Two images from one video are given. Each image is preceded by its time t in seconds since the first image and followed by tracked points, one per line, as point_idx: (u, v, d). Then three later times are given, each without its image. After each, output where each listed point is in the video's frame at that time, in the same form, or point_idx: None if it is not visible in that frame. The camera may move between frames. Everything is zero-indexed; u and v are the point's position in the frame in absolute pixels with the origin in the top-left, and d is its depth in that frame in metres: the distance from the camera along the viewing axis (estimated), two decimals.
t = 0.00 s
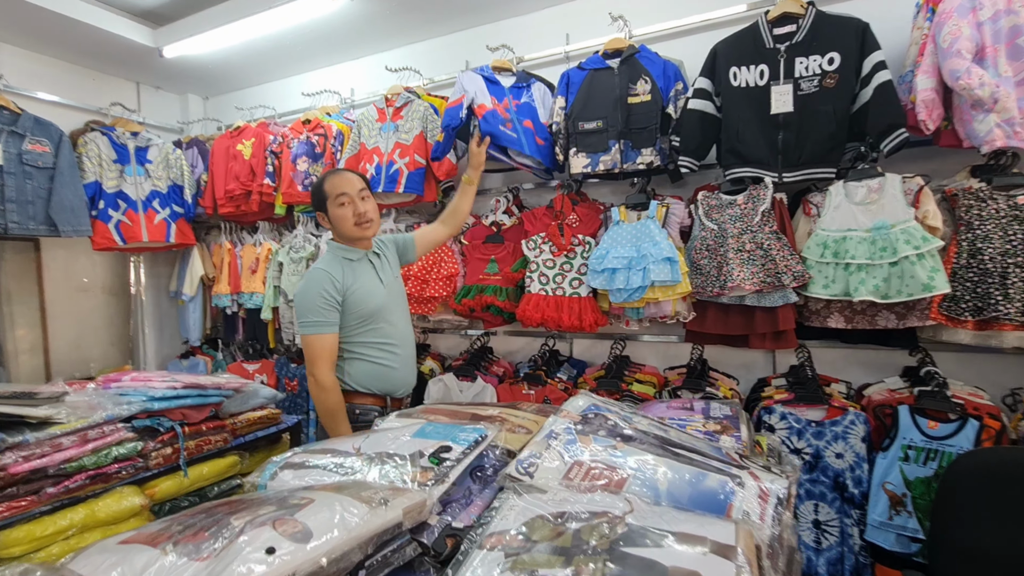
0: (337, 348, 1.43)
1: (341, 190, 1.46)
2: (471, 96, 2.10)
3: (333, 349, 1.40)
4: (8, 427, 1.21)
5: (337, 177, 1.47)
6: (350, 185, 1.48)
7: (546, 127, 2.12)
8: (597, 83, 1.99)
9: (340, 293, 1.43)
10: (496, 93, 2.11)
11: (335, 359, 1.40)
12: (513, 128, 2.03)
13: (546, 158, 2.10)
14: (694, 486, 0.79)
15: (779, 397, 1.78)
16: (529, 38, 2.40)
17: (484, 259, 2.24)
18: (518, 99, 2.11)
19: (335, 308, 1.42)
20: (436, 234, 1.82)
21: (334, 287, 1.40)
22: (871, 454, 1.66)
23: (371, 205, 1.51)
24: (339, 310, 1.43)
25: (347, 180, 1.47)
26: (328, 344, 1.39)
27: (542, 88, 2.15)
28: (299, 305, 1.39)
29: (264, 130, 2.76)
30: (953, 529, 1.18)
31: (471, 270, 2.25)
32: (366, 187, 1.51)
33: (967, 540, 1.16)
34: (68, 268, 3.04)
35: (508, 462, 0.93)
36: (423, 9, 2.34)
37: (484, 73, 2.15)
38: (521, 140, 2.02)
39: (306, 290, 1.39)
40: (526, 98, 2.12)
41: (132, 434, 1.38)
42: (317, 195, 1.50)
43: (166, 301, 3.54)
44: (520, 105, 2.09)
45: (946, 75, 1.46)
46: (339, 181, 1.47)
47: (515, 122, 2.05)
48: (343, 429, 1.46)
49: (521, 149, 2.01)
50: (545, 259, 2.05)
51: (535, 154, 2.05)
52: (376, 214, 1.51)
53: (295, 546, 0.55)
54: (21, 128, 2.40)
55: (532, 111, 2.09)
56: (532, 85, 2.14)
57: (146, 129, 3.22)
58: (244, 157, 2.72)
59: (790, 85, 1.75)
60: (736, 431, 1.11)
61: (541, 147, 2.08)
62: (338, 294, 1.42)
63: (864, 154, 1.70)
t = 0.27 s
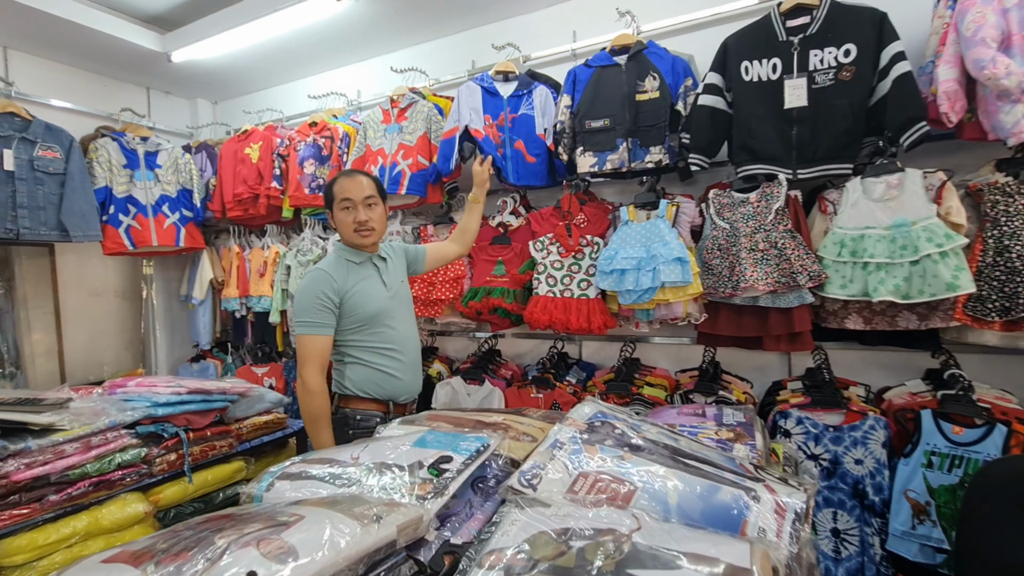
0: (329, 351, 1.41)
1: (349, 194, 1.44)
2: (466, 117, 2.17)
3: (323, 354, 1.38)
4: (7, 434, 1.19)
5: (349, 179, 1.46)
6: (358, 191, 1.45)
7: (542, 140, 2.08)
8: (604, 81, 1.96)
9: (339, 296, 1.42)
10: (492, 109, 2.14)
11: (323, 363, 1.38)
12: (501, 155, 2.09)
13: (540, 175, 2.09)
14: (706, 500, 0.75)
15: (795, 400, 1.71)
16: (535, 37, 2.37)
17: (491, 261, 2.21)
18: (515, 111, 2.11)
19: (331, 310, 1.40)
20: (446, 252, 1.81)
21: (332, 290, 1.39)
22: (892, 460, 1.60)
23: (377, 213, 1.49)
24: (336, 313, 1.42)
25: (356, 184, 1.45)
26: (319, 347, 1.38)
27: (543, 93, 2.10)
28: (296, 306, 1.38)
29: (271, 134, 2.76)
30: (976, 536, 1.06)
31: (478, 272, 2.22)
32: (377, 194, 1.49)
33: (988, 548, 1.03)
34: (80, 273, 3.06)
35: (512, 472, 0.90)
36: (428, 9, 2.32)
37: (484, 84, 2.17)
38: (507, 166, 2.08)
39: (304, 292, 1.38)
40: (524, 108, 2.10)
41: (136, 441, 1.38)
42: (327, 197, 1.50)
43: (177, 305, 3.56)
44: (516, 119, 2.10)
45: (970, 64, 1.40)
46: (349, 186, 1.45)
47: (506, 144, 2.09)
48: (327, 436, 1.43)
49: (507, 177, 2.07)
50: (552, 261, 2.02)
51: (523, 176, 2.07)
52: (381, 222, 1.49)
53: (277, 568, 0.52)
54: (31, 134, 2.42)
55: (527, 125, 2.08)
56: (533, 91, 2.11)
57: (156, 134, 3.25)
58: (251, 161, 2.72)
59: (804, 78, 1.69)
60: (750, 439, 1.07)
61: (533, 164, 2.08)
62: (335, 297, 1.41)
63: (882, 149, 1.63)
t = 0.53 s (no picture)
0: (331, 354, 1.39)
1: (349, 192, 1.41)
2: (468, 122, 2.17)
3: (327, 355, 1.35)
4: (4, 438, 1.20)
5: (348, 177, 1.43)
6: (358, 188, 1.43)
7: (545, 141, 2.04)
8: (609, 77, 1.91)
9: (339, 297, 1.39)
10: (494, 111, 2.12)
11: (328, 365, 1.35)
12: (502, 158, 2.07)
13: (542, 176, 2.04)
14: (709, 515, 0.70)
15: (807, 405, 1.67)
16: (540, 34, 2.33)
17: (496, 262, 2.18)
18: (519, 112, 2.08)
19: (331, 312, 1.38)
20: (448, 256, 1.78)
21: (332, 291, 1.36)
22: (910, 468, 1.54)
23: (378, 211, 1.46)
24: (336, 314, 1.39)
25: (356, 182, 1.42)
26: (321, 349, 1.35)
27: (546, 92, 2.04)
28: (296, 306, 1.36)
29: (276, 135, 2.75)
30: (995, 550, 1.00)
31: (481, 273, 2.19)
32: (377, 192, 1.46)
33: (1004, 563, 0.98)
34: (90, 275, 3.08)
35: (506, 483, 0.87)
36: (431, 8, 2.29)
37: (487, 86, 2.15)
38: (510, 169, 2.06)
39: (303, 293, 1.36)
40: (528, 109, 2.07)
41: (133, 445, 1.38)
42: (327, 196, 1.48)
43: (185, 306, 3.59)
44: (520, 120, 2.07)
45: (992, 54, 1.33)
46: (348, 184, 1.42)
47: (508, 147, 2.07)
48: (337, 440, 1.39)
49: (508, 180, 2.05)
50: (557, 262, 1.98)
51: (524, 179, 2.03)
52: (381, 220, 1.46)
53: None
54: (39, 137, 2.44)
55: (529, 126, 2.05)
56: (536, 90, 2.06)
57: (164, 137, 3.27)
58: (257, 163, 2.72)
59: (816, 72, 1.63)
60: (759, 448, 1.02)
61: (535, 167, 2.04)
62: (336, 298, 1.38)
63: (899, 143, 1.57)
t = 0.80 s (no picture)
0: (320, 356, 1.35)
1: (335, 187, 1.38)
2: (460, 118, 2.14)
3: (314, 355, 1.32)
4: None
5: (333, 173, 1.41)
6: (343, 183, 1.40)
7: (537, 134, 1.99)
8: (605, 71, 1.87)
9: (325, 297, 1.35)
10: (487, 105, 2.08)
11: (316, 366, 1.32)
12: (491, 150, 2.02)
13: (534, 170, 1.99)
14: (695, 529, 0.66)
15: (810, 409, 1.59)
16: (536, 29, 2.29)
17: (490, 262, 2.13)
18: (510, 105, 2.04)
19: (317, 312, 1.34)
20: (439, 256, 1.75)
21: (318, 290, 1.33)
22: (917, 475, 1.48)
23: (364, 207, 1.42)
24: (322, 315, 1.35)
25: (341, 177, 1.39)
26: (309, 350, 1.31)
27: (540, 84, 2.00)
28: (281, 307, 1.32)
29: (272, 134, 2.73)
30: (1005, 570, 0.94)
31: (476, 273, 2.15)
32: (363, 188, 1.43)
33: None
34: (88, 275, 3.06)
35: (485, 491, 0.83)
36: (425, 4, 2.26)
37: (480, 82, 2.13)
38: (498, 161, 2.00)
39: (288, 292, 1.32)
40: (520, 102, 2.03)
41: (114, 448, 1.36)
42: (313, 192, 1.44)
43: (182, 307, 3.58)
44: (511, 112, 2.02)
45: (1002, 42, 1.28)
46: (334, 179, 1.40)
47: (499, 139, 2.02)
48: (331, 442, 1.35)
49: (496, 172, 1.99)
50: (552, 261, 1.93)
51: (512, 170, 1.98)
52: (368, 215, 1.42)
53: None
54: (33, 137, 2.43)
55: (521, 118, 2.00)
56: (530, 83, 2.03)
57: (161, 137, 3.26)
58: (252, 162, 2.70)
59: (818, 64, 1.58)
60: (754, 455, 0.97)
61: (525, 159, 1.99)
62: (322, 298, 1.35)
63: (904, 138, 1.51)
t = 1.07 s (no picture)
0: (305, 360, 1.33)
1: (325, 188, 1.36)
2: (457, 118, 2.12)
3: (299, 362, 1.30)
4: None
5: (324, 173, 1.38)
6: (334, 184, 1.37)
7: (536, 128, 1.95)
8: (603, 70, 1.84)
9: (313, 300, 1.33)
10: (486, 105, 2.06)
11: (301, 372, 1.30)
12: (493, 151, 1.99)
13: (533, 165, 1.94)
14: (684, 544, 0.63)
15: (812, 415, 1.56)
16: (534, 29, 2.27)
17: (487, 264, 2.11)
18: (510, 104, 2.02)
19: (304, 316, 1.32)
20: (433, 261, 1.73)
21: (305, 294, 1.31)
22: (924, 483, 1.43)
23: (356, 209, 1.40)
24: (310, 318, 1.33)
25: (333, 178, 1.37)
26: (293, 356, 1.29)
27: (539, 79, 1.98)
28: (268, 310, 1.30)
29: (270, 136, 2.72)
30: None
31: (473, 275, 2.12)
32: (355, 189, 1.41)
33: None
34: (89, 278, 3.06)
35: (468, 501, 0.80)
36: (422, 5, 2.24)
37: (478, 81, 2.11)
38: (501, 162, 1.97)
39: (275, 296, 1.30)
40: (518, 100, 2.00)
41: (101, 452, 1.37)
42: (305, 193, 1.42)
43: (182, 309, 3.57)
44: (511, 112, 2.00)
45: (1009, 38, 1.24)
46: (325, 180, 1.37)
47: (499, 139, 2.00)
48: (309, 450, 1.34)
49: (502, 173, 1.97)
50: (549, 263, 1.90)
51: (516, 170, 1.95)
52: (360, 218, 1.40)
53: None
54: (31, 139, 2.44)
55: (521, 117, 1.98)
56: (529, 79, 2.01)
57: (161, 140, 3.27)
58: (250, 164, 2.69)
59: (820, 61, 1.54)
60: (751, 464, 0.93)
61: (525, 155, 1.95)
62: (309, 302, 1.33)
63: (909, 136, 1.47)
